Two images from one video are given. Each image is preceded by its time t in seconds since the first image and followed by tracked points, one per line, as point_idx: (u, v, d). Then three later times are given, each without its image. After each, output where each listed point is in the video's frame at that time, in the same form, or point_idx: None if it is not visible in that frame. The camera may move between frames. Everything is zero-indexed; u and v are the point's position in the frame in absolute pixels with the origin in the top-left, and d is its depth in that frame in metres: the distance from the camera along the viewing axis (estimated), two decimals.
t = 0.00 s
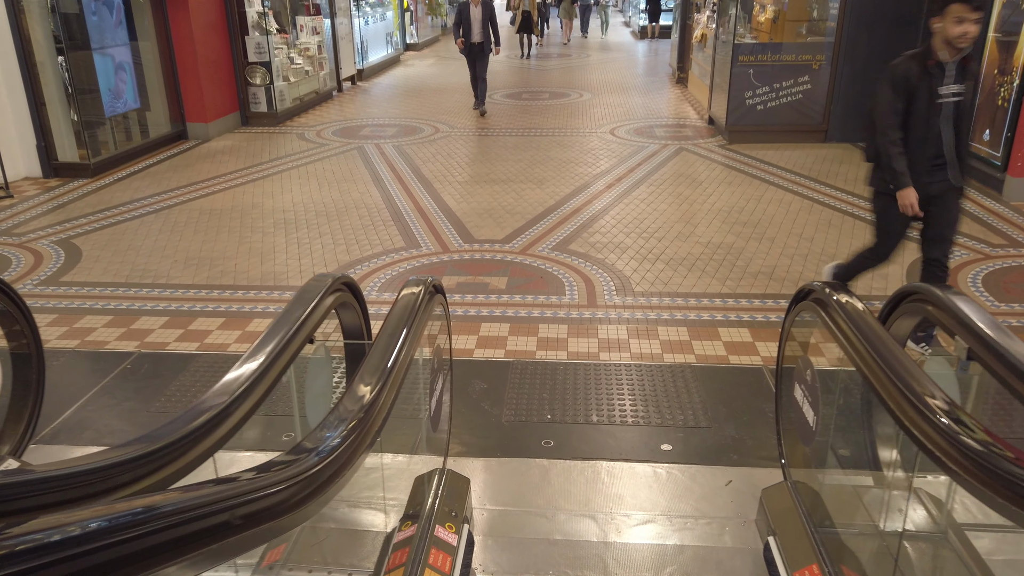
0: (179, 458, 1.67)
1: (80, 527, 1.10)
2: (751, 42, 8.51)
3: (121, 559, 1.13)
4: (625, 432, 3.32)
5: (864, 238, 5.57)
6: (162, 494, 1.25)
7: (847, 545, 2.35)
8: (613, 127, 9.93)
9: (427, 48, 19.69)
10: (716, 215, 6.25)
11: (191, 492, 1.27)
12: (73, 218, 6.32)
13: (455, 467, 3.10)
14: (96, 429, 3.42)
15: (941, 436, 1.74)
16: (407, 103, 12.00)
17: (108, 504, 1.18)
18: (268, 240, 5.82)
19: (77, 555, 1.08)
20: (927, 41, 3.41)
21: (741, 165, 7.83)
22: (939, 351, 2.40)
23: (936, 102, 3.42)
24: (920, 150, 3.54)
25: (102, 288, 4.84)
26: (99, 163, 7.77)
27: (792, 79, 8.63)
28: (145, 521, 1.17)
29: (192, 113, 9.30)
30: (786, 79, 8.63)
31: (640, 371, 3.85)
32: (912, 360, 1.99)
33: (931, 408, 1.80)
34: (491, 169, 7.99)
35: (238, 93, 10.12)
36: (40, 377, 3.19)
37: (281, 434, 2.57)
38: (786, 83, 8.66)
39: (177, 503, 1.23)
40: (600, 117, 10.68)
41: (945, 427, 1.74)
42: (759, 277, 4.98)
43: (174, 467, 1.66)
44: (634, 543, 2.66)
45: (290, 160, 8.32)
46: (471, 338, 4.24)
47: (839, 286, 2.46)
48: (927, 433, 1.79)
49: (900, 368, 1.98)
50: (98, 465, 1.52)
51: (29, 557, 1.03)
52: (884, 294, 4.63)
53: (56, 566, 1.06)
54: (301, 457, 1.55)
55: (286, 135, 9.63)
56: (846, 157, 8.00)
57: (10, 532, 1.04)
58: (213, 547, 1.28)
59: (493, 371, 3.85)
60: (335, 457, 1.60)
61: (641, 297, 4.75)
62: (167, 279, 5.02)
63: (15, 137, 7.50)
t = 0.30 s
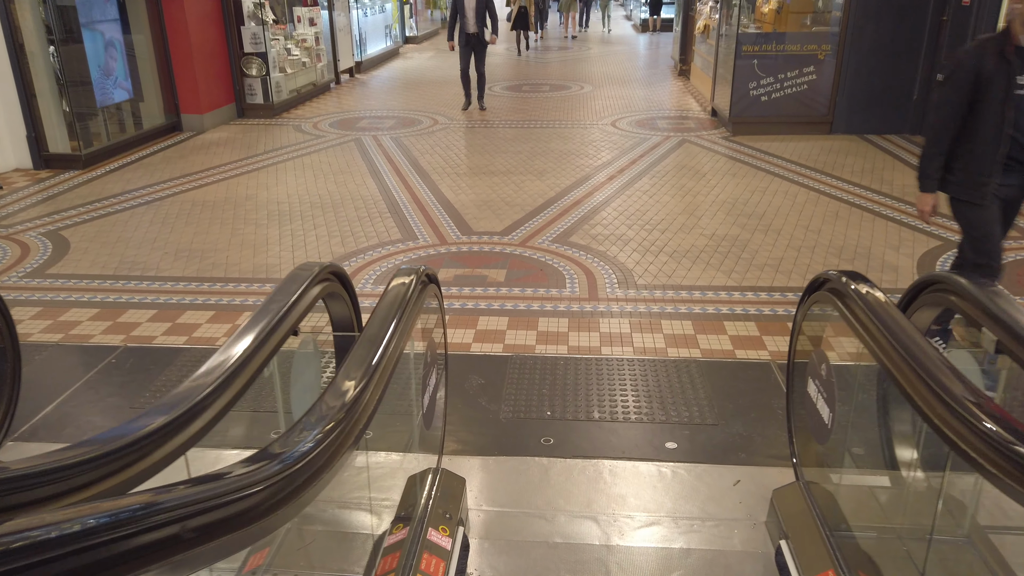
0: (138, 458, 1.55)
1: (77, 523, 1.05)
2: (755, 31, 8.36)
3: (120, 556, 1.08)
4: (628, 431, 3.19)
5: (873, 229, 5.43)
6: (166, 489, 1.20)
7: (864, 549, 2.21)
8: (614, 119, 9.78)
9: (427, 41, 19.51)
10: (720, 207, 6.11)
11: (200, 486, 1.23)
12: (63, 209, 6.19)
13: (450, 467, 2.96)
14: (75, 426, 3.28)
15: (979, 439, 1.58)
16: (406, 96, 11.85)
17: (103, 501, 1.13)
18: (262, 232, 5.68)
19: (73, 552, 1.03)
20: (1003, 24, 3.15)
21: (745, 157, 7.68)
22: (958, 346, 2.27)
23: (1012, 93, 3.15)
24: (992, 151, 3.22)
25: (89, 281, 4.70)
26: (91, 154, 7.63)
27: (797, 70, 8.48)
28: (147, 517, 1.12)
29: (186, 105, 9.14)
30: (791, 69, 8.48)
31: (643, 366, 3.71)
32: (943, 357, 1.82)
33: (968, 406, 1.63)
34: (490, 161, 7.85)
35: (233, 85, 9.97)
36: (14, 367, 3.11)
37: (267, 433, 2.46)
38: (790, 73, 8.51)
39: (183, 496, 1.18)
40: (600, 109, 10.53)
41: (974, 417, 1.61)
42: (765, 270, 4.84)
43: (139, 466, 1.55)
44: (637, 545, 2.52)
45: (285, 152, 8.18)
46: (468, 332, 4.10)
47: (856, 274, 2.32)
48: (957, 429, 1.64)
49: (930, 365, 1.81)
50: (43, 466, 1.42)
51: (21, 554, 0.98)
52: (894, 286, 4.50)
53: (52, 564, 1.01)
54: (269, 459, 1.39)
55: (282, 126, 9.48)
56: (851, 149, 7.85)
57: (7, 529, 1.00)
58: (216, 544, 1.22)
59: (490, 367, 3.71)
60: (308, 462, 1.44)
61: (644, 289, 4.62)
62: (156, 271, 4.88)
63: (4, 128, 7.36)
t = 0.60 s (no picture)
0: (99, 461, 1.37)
1: (77, 521, 0.98)
2: (760, 20, 8.20)
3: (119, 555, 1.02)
4: (631, 429, 3.05)
5: (882, 221, 5.29)
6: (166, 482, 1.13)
7: (884, 554, 2.07)
8: (616, 111, 9.62)
9: (426, 34, 19.34)
10: (724, 199, 5.97)
11: (211, 476, 1.16)
12: (53, 201, 6.05)
13: (445, 466, 2.83)
14: (54, 422, 3.14)
15: (1020, 438, 1.42)
16: (404, 88, 11.71)
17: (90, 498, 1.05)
18: (255, 223, 5.55)
19: (76, 549, 0.97)
20: None
21: (749, 149, 7.53)
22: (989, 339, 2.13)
23: None
24: None
25: (75, 273, 4.56)
26: (82, 146, 7.49)
27: (802, 60, 8.33)
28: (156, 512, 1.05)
29: (180, 96, 8.99)
30: (796, 59, 8.33)
31: (647, 361, 3.58)
32: (976, 348, 1.67)
33: (1006, 401, 1.48)
34: (489, 153, 7.71)
35: (228, 76, 9.82)
36: None
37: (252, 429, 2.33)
38: (795, 64, 8.36)
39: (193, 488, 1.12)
40: (601, 101, 10.38)
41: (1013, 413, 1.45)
42: (771, 262, 4.70)
43: (107, 462, 1.39)
44: (640, 550, 2.38)
45: (281, 143, 8.04)
46: (465, 326, 3.96)
47: (876, 263, 2.17)
48: (995, 426, 1.49)
49: (961, 356, 1.66)
50: None
51: (17, 554, 0.92)
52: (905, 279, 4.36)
53: (50, 563, 0.95)
54: (240, 452, 1.25)
55: (278, 118, 9.33)
56: (857, 141, 7.70)
57: (4, 526, 0.94)
58: (217, 541, 1.15)
59: (488, 362, 3.57)
60: (286, 458, 1.29)
61: (647, 282, 4.48)
62: (144, 263, 4.75)
63: None
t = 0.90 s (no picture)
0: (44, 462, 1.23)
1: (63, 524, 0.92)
2: (765, 9, 8.04)
3: (112, 558, 0.95)
4: (634, 428, 2.91)
5: (891, 214, 5.15)
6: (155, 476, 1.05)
7: (905, 564, 1.94)
8: (617, 102, 9.47)
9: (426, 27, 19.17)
10: (729, 190, 5.83)
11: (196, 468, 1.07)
12: (41, 192, 5.91)
13: (439, 468, 2.69)
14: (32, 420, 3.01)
15: None
16: (403, 79, 11.55)
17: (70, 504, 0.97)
18: (248, 215, 5.41)
19: (86, 548, 0.93)
20: None
21: (753, 140, 7.38)
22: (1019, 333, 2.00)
23: None
24: None
25: (60, 267, 4.43)
26: (73, 138, 7.34)
27: (807, 50, 8.18)
28: (148, 509, 0.98)
29: (174, 87, 8.84)
30: (801, 50, 8.18)
31: (651, 357, 3.44)
32: (993, 324, 1.59)
33: None
34: (488, 144, 7.56)
35: (223, 67, 9.66)
36: None
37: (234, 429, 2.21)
38: (801, 55, 8.20)
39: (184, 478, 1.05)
40: (602, 93, 10.23)
41: None
42: (778, 255, 4.56)
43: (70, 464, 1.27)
44: (643, 558, 2.25)
45: (276, 135, 7.89)
46: (461, 321, 3.82)
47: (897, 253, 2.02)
48: None
49: (976, 331, 1.58)
50: None
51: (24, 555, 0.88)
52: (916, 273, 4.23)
53: (57, 563, 0.91)
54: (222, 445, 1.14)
55: (274, 110, 9.18)
56: (864, 132, 7.54)
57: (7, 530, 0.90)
58: (190, 548, 1.06)
59: (485, 358, 3.43)
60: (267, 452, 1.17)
61: (649, 275, 4.34)
62: (132, 256, 4.61)
63: None
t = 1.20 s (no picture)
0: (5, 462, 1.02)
1: (31, 533, 0.82)
2: None
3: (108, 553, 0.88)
4: (635, 428, 2.77)
5: (901, 205, 5.01)
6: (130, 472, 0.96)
7: None
8: (618, 94, 9.32)
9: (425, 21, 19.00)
10: (733, 182, 5.68)
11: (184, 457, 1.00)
12: (29, 184, 5.78)
13: (430, 470, 2.55)
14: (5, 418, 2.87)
15: None
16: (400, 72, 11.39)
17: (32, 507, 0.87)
18: (239, 207, 5.28)
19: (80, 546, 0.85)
20: None
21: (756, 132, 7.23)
22: None
23: None
24: None
25: (44, 260, 4.29)
26: (63, 129, 7.20)
27: (812, 40, 8.02)
28: (123, 510, 0.90)
29: (167, 78, 8.69)
30: (805, 40, 8.02)
31: (653, 353, 3.30)
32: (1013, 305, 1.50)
33: None
34: (486, 136, 7.41)
35: (218, 58, 9.51)
36: None
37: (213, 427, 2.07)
38: (805, 45, 8.05)
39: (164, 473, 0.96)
40: (603, 85, 10.06)
41: None
42: (784, 248, 4.43)
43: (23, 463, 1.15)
44: (647, 567, 2.11)
45: (270, 127, 7.74)
46: (456, 316, 3.68)
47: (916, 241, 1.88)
48: None
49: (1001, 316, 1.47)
50: None
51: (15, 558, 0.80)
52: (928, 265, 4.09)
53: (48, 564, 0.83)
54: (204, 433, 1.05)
55: (270, 102, 9.03)
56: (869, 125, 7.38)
57: None
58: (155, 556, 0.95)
59: (481, 354, 3.29)
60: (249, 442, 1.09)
61: (651, 268, 4.21)
62: (118, 249, 4.48)
63: None
